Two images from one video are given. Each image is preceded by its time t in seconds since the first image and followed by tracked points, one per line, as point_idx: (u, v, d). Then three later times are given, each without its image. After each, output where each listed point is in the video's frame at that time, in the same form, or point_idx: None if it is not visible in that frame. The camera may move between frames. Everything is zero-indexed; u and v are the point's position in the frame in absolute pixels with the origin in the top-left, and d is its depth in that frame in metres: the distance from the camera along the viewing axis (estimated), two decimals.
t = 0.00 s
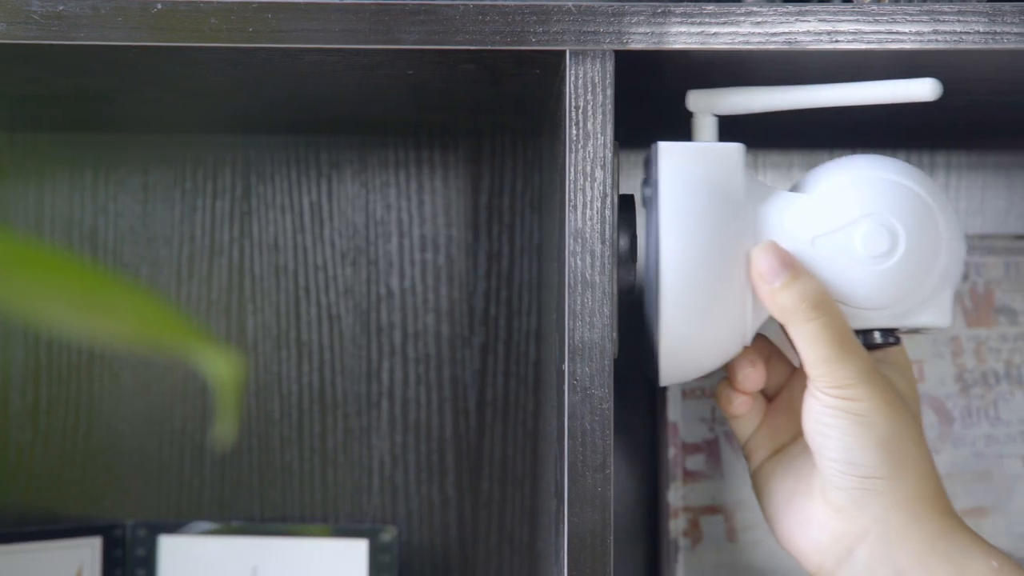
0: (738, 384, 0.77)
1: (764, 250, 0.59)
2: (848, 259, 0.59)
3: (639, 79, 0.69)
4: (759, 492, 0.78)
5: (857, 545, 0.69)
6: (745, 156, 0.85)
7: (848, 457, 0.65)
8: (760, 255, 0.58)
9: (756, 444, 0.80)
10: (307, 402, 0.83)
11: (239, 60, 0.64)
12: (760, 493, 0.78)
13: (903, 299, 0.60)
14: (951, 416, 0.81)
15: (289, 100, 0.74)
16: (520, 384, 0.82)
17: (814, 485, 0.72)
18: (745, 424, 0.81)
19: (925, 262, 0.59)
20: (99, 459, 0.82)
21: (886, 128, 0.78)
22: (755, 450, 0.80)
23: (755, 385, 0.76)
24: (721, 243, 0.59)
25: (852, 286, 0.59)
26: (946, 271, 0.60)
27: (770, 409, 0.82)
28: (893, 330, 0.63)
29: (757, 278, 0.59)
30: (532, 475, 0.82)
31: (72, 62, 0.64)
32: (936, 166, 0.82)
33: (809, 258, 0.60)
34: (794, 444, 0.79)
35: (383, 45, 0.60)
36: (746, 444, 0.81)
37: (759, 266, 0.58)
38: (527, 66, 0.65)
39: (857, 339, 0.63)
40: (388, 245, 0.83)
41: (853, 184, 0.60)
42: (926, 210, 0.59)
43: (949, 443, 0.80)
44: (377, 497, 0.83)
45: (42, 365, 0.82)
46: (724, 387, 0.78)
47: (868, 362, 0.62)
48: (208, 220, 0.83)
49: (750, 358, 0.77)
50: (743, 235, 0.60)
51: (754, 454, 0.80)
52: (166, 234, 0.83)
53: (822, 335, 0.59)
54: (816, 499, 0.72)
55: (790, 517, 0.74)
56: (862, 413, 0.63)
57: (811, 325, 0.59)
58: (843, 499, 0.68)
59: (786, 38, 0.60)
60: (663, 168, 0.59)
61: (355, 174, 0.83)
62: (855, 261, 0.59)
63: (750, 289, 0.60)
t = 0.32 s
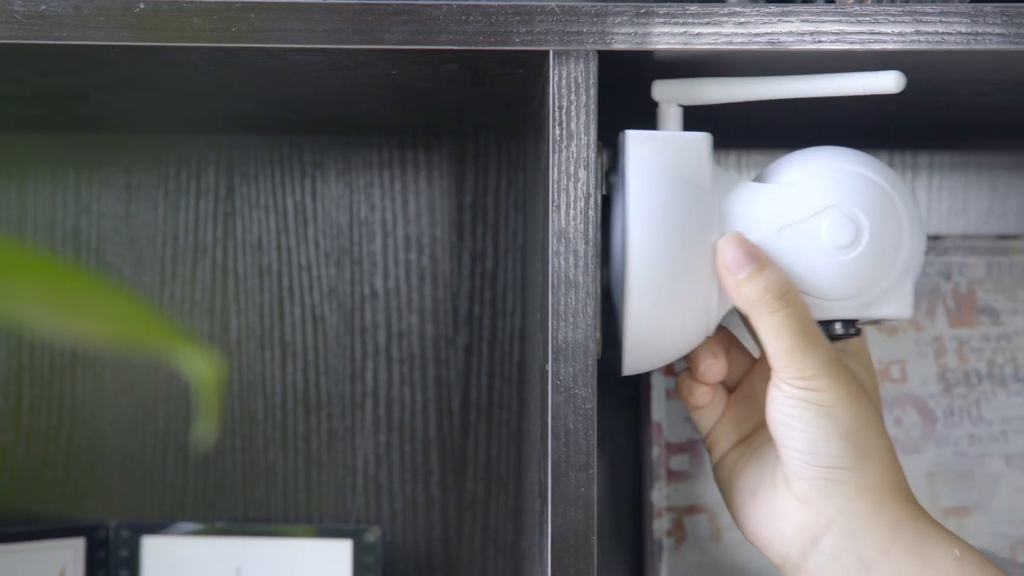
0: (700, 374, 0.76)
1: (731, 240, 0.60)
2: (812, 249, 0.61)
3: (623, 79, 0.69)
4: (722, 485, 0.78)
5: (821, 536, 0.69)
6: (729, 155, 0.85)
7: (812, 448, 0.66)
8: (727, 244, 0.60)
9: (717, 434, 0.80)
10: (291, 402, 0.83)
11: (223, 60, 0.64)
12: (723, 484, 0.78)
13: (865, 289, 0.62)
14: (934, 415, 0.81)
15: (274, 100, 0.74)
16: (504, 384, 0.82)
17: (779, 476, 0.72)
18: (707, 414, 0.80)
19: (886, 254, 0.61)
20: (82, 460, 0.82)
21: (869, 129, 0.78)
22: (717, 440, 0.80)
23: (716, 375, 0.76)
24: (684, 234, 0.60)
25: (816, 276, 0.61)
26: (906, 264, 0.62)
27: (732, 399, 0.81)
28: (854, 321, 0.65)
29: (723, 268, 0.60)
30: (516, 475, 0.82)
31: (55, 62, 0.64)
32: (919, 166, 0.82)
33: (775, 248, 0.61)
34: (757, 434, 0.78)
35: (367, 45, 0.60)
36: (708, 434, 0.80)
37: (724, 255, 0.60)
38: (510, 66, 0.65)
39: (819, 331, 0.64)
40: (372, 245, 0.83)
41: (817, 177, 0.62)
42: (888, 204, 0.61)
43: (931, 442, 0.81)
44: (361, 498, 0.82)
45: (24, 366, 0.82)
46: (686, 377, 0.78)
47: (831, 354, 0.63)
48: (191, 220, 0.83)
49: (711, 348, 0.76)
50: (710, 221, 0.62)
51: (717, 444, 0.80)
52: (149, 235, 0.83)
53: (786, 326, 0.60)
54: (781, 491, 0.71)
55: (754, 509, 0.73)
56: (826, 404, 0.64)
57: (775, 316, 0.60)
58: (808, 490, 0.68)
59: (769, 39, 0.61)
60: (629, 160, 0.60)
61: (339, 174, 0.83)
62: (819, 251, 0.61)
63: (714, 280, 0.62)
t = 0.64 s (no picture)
0: (676, 377, 0.76)
1: (704, 243, 0.60)
2: (790, 249, 0.61)
3: (604, 79, 0.69)
4: (696, 488, 0.77)
5: (796, 536, 0.69)
6: (712, 155, 0.85)
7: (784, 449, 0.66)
8: (702, 248, 0.59)
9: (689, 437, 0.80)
10: (275, 401, 0.83)
11: (206, 60, 0.64)
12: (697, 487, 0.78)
13: (841, 290, 0.62)
14: (916, 415, 0.81)
15: (257, 100, 0.73)
16: (488, 384, 0.82)
17: (752, 478, 0.72)
18: (679, 417, 0.80)
19: (862, 256, 0.61)
20: (64, 461, 0.82)
21: (851, 128, 0.78)
22: (689, 443, 0.79)
23: (692, 378, 0.76)
24: (659, 232, 0.60)
25: (793, 275, 0.61)
26: (882, 266, 0.62)
27: (703, 401, 0.81)
28: (827, 321, 0.65)
29: (697, 272, 0.60)
30: (499, 474, 0.82)
31: (36, 61, 0.64)
32: (902, 166, 0.82)
33: (753, 247, 0.62)
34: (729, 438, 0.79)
35: (349, 45, 0.60)
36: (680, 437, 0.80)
37: (698, 259, 0.60)
38: (492, 66, 0.64)
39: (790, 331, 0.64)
40: (355, 245, 0.83)
41: (791, 177, 0.62)
42: (862, 205, 0.62)
43: (913, 442, 0.81)
44: (345, 498, 0.82)
45: (6, 366, 0.82)
46: (660, 379, 0.77)
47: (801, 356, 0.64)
48: (174, 219, 0.82)
49: (687, 351, 0.76)
50: (688, 221, 0.62)
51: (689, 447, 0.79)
52: (132, 235, 0.82)
53: (756, 330, 0.61)
54: (756, 493, 0.72)
55: (729, 511, 0.74)
56: (796, 405, 0.65)
57: (746, 320, 0.61)
58: (781, 490, 0.68)
59: (751, 39, 0.61)
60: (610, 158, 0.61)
61: (322, 174, 0.83)
62: (797, 250, 0.61)
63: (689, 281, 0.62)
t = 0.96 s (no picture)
0: (662, 370, 0.74)
1: (684, 276, 0.60)
2: (774, 253, 0.61)
3: (587, 79, 0.69)
4: (693, 494, 0.77)
5: (810, 541, 0.70)
6: (696, 155, 0.85)
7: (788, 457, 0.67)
8: (683, 280, 0.60)
9: (675, 434, 0.79)
10: (258, 401, 0.83)
11: (190, 59, 0.63)
12: (691, 489, 0.77)
13: (825, 294, 0.62)
14: (900, 415, 0.81)
15: (242, 100, 0.73)
16: (472, 384, 0.83)
17: (757, 485, 0.72)
18: (663, 413, 0.79)
19: (846, 260, 0.62)
20: (47, 461, 0.82)
21: (834, 129, 0.78)
22: (676, 440, 0.79)
23: (678, 371, 0.74)
24: (643, 237, 0.60)
25: (779, 279, 0.62)
26: (866, 269, 0.63)
27: (684, 395, 0.80)
28: (809, 324, 0.65)
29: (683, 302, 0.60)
30: (483, 474, 0.82)
31: (18, 61, 0.64)
32: (885, 165, 0.82)
33: (738, 251, 0.62)
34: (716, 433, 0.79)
35: (332, 45, 0.60)
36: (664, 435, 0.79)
37: (681, 292, 0.60)
38: (475, 66, 0.64)
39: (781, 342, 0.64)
40: (340, 245, 0.83)
41: (775, 182, 0.62)
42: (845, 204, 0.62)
43: (897, 441, 0.81)
44: (329, 498, 0.82)
45: None
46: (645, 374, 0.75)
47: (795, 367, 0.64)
48: (158, 219, 0.82)
49: (672, 344, 0.74)
50: (672, 221, 0.62)
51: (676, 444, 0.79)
52: (115, 235, 0.82)
53: (754, 347, 0.61)
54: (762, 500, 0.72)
55: (735, 520, 0.73)
56: (802, 415, 0.66)
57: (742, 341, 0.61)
58: (791, 498, 0.69)
59: (734, 39, 0.61)
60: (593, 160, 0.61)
61: (306, 174, 0.83)
62: (782, 255, 0.61)
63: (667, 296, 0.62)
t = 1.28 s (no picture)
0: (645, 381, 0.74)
1: (667, 297, 0.61)
2: (757, 250, 0.61)
3: (571, 79, 0.69)
4: (677, 481, 0.78)
5: (797, 526, 0.72)
6: (681, 155, 0.85)
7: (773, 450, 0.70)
8: (663, 302, 0.61)
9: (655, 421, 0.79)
10: (243, 401, 0.82)
11: (174, 59, 0.63)
12: (675, 476, 0.78)
13: (808, 293, 0.62)
14: (884, 415, 0.81)
15: (227, 100, 0.73)
16: (457, 384, 0.83)
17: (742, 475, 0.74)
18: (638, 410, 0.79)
19: (829, 256, 0.61)
20: (31, 462, 0.82)
21: (817, 129, 0.79)
22: (656, 424, 0.79)
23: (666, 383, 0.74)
24: (625, 234, 0.60)
25: (761, 275, 0.61)
26: (849, 268, 0.62)
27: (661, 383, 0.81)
28: (793, 322, 0.64)
29: (663, 321, 0.61)
30: (468, 475, 0.82)
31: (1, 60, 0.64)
32: (869, 165, 0.82)
33: (720, 248, 0.62)
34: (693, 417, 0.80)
35: (317, 45, 0.60)
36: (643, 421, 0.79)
37: (662, 313, 0.61)
38: (460, 66, 0.64)
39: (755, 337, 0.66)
40: (324, 245, 0.83)
41: (755, 181, 0.62)
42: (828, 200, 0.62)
43: (881, 441, 0.81)
44: (314, 498, 0.82)
45: None
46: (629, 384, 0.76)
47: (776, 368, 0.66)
48: (142, 219, 0.82)
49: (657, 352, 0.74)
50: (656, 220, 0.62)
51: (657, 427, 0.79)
52: (99, 235, 0.82)
53: (737, 356, 0.63)
54: (747, 489, 0.74)
55: (721, 509, 0.75)
56: (787, 414, 0.67)
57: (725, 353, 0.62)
58: (776, 487, 0.72)
59: (718, 40, 0.61)
60: (577, 159, 0.60)
61: (291, 174, 0.82)
62: (765, 252, 0.61)
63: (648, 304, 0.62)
